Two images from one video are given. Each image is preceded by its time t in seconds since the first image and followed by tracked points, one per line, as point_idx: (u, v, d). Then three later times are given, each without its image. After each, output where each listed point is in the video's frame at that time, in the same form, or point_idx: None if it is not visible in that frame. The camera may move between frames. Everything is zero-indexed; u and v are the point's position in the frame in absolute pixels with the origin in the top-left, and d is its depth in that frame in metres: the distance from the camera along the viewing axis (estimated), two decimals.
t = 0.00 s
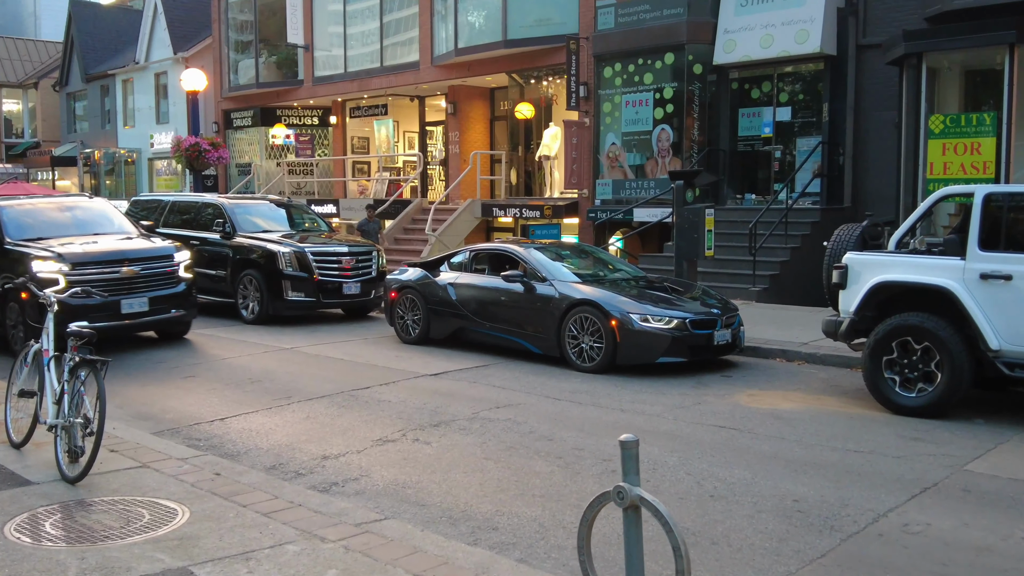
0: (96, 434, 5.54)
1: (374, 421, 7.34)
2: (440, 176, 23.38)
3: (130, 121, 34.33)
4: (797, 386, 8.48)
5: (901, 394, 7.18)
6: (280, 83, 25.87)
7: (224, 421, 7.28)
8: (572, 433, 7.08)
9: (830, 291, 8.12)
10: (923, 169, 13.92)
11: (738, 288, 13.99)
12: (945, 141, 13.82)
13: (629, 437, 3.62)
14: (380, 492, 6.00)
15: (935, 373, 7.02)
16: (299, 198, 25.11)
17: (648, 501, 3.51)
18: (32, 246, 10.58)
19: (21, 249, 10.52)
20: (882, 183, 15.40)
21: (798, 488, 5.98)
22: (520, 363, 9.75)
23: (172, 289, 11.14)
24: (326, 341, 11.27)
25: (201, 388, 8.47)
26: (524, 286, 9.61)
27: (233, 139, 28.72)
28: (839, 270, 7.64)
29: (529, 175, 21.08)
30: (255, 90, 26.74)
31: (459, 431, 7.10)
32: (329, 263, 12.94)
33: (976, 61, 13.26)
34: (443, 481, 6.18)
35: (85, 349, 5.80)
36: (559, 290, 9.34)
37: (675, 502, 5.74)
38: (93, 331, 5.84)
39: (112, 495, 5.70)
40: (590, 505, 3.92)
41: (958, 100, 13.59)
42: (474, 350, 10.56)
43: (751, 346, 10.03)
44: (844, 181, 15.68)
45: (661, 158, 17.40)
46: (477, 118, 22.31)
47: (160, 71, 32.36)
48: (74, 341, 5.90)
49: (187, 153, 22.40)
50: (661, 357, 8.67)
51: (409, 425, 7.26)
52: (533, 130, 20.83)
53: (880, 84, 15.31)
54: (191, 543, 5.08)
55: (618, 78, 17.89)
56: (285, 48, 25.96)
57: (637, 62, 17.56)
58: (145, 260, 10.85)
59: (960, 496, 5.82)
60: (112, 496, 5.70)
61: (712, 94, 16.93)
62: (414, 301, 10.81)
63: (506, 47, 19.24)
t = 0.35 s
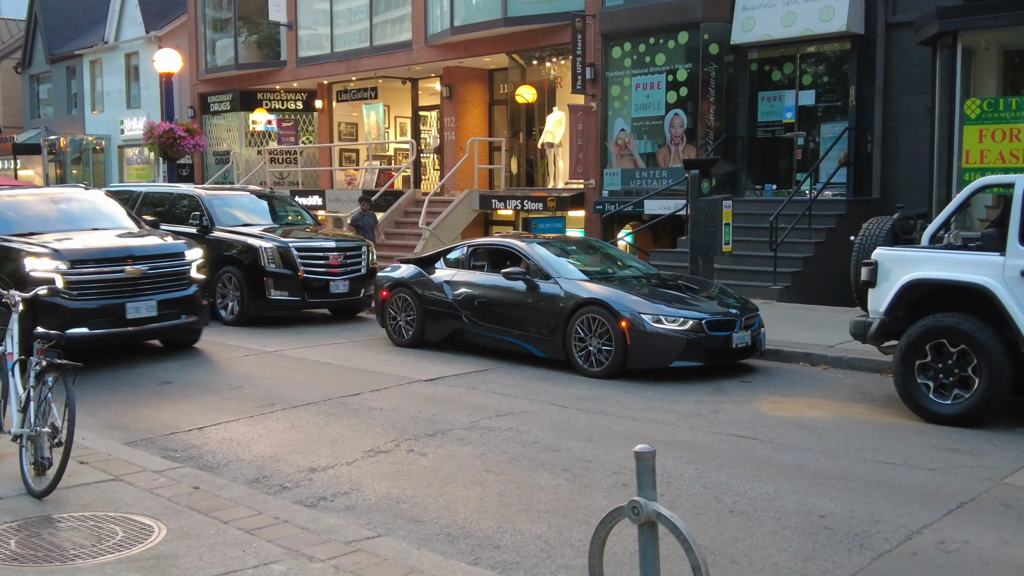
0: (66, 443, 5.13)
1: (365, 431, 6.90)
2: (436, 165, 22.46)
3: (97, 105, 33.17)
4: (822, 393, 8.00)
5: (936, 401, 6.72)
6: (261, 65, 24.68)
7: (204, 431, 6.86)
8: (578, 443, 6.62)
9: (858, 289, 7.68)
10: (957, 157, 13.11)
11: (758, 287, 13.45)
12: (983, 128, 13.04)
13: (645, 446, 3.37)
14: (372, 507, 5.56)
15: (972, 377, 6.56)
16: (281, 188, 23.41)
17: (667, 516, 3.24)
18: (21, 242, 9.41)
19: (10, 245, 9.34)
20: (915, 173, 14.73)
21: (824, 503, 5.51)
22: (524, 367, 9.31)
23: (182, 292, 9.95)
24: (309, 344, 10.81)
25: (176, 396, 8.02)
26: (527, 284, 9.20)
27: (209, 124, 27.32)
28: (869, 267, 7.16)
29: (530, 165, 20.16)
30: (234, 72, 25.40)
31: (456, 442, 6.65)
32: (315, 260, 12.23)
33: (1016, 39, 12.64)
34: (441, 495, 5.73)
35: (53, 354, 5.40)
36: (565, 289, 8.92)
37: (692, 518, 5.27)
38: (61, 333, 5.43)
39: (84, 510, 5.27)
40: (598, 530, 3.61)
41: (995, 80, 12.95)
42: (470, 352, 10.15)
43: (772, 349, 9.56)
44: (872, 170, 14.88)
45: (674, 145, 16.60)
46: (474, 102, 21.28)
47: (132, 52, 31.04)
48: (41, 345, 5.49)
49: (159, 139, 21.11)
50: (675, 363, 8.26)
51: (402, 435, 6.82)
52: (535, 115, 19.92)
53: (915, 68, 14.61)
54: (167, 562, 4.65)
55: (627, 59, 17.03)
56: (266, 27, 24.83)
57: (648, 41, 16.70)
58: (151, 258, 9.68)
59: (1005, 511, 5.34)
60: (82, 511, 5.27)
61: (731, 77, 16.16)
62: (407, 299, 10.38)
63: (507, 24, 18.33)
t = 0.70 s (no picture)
0: (29, 456, 4.70)
1: (355, 443, 6.46)
2: (429, 152, 21.84)
3: (59, 88, 31.24)
4: (851, 402, 7.56)
5: (978, 410, 6.30)
6: (238, 43, 23.95)
7: (179, 444, 6.46)
8: (586, 456, 6.16)
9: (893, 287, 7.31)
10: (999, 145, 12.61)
11: (781, 285, 12.82)
12: None
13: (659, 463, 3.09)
14: (360, 526, 5.10)
15: (1017, 384, 6.14)
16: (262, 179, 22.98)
17: (686, 537, 2.91)
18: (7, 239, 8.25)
19: None
20: (951, 160, 13.94)
21: (853, 521, 5.03)
22: (528, 373, 8.86)
23: (192, 298, 8.80)
24: (292, 347, 10.35)
25: (146, 404, 7.63)
26: (530, 283, 8.75)
27: (184, 107, 26.64)
28: (902, 265, 6.72)
29: (531, 151, 19.49)
30: (209, 50, 24.68)
31: (453, 455, 6.21)
32: (297, 255, 11.78)
33: None
34: (437, 512, 5.28)
35: (13, 361, 4.95)
36: (571, 287, 8.48)
37: (712, 538, 4.79)
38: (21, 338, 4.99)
39: (46, 530, 4.81)
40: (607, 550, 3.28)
41: None
42: (468, 357, 9.71)
43: (797, 353, 9.13)
44: (906, 156, 14.12)
45: (689, 129, 16.26)
46: (471, 82, 20.60)
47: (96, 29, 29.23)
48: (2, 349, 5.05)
49: (125, 125, 19.12)
50: (691, 368, 7.83)
51: (395, 447, 6.37)
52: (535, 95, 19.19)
53: (946, 44, 13.86)
54: None
55: (638, 37, 16.75)
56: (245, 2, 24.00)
57: (661, 18, 16.43)
58: (157, 259, 8.50)
59: None
60: (46, 530, 4.83)
61: (751, 56, 15.44)
62: (396, 298, 9.95)
63: None
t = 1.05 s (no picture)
0: None
1: (342, 457, 6.07)
2: (421, 139, 21.43)
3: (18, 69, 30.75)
4: (882, 412, 7.16)
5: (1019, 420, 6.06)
6: (213, 20, 23.35)
7: (148, 459, 6.19)
8: (594, 471, 5.73)
9: (930, 287, 7.50)
10: None
11: (804, 285, 12.34)
12: None
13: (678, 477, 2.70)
14: (349, 549, 4.66)
15: None
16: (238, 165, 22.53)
17: (705, 561, 2.63)
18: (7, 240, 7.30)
19: None
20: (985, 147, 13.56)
21: (888, 542, 4.57)
22: (532, 379, 8.44)
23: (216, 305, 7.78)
24: (282, 352, 9.93)
25: (113, 414, 7.34)
26: (533, 282, 8.35)
27: (153, 90, 25.86)
28: (940, 261, 6.55)
29: (532, 137, 19.31)
30: (180, 28, 23.92)
31: (450, 469, 5.80)
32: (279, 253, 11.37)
33: None
34: (431, 532, 4.86)
35: None
36: (575, 284, 8.08)
37: (733, 561, 4.35)
38: None
39: (8, 553, 4.32)
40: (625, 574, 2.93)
41: None
42: (465, 362, 9.27)
43: (822, 359, 8.73)
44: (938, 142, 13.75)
45: (706, 112, 15.74)
46: (467, 63, 20.21)
47: (56, 5, 28.83)
48: None
49: (91, 109, 18.46)
50: (708, 375, 7.43)
51: (388, 462, 5.96)
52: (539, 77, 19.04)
53: (987, 21, 13.39)
54: None
55: (650, 12, 16.22)
56: None
57: None
58: (176, 261, 7.47)
59: None
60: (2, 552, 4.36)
61: (777, 34, 15.37)
62: (388, 296, 9.53)
63: None
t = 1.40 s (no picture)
0: None
1: (343, 457, 6.07)
2: (420, 139, 21.41)
3: (16, 69, 30.82)
4: (884, 411, 7.16)
5: (1019, 420, 6.06)
6: (212, 19, 23.36)
7: (148, 459, 6.19)
8: (595, 471, 5.73)
9: (929, 285, 7.51)
10: None
11: (805, 284, 12.34)
12: None
13: (682, 480, 2.66)
14: (349, 549, 4.66)
15: None
16: (237, 165, 22.59)
17: (707, 562, 2.64)
18: (51, 242, 6.99)
19: (36, 247, 6.92)
20: (988, 146, 13.49)
21: (888, 542, 4.58)
22: (534, 380, 8.44)
23: (268, 311, 7.44)
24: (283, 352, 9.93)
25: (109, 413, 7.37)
26: (533, 281, 8.34)
27: (152, 89, 25.88)
28: (940, 261, 6.56)
29: (531, 137, 19.32)
30: (180, 28, 23.94)
31: (450, 469, 5.79)
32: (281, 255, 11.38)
33: None
34: (432, 532, 4.86)
35: None
36: (574, 284, 8.09)
37: (733, 561, 4.35)
38: None
39: (9, 554, 4.31)
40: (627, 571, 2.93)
41: None
42: (463, 362, 9.27)
43: (823, 358, 8.73)
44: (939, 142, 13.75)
45: (707, 113, 15.76)
46: (466, 64, 20.22)
47: (55, 4, 28.81)
48: None
49: (90, 109, 18.45)
50: (708, 375, 7.43)
51: (388, 463, 5.94)
52: (538, 76, 19.07)
53: (988, 21, 13.34)
54: None
55: (649, 12, 16.23)
56: None
57: None
58: (228, 264, 7.15)
59: None
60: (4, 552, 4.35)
61: (777, 33, 15.38)
62: (388, 297, 9.53)
63: None
